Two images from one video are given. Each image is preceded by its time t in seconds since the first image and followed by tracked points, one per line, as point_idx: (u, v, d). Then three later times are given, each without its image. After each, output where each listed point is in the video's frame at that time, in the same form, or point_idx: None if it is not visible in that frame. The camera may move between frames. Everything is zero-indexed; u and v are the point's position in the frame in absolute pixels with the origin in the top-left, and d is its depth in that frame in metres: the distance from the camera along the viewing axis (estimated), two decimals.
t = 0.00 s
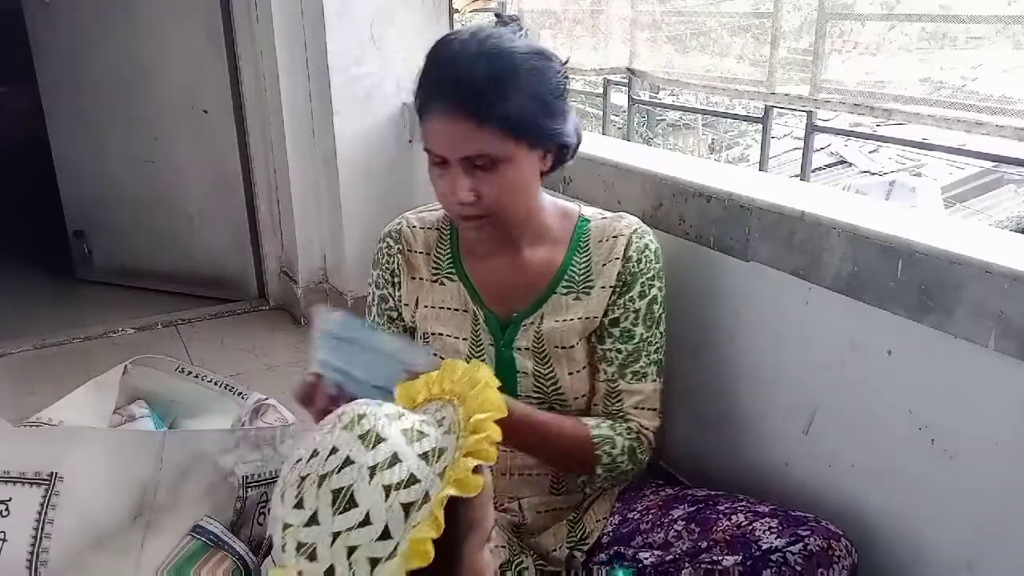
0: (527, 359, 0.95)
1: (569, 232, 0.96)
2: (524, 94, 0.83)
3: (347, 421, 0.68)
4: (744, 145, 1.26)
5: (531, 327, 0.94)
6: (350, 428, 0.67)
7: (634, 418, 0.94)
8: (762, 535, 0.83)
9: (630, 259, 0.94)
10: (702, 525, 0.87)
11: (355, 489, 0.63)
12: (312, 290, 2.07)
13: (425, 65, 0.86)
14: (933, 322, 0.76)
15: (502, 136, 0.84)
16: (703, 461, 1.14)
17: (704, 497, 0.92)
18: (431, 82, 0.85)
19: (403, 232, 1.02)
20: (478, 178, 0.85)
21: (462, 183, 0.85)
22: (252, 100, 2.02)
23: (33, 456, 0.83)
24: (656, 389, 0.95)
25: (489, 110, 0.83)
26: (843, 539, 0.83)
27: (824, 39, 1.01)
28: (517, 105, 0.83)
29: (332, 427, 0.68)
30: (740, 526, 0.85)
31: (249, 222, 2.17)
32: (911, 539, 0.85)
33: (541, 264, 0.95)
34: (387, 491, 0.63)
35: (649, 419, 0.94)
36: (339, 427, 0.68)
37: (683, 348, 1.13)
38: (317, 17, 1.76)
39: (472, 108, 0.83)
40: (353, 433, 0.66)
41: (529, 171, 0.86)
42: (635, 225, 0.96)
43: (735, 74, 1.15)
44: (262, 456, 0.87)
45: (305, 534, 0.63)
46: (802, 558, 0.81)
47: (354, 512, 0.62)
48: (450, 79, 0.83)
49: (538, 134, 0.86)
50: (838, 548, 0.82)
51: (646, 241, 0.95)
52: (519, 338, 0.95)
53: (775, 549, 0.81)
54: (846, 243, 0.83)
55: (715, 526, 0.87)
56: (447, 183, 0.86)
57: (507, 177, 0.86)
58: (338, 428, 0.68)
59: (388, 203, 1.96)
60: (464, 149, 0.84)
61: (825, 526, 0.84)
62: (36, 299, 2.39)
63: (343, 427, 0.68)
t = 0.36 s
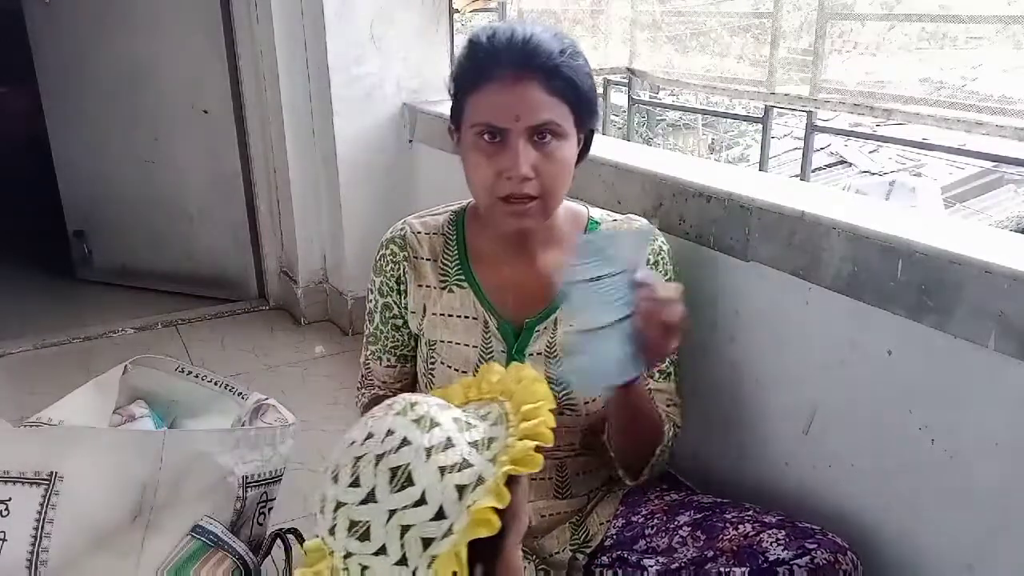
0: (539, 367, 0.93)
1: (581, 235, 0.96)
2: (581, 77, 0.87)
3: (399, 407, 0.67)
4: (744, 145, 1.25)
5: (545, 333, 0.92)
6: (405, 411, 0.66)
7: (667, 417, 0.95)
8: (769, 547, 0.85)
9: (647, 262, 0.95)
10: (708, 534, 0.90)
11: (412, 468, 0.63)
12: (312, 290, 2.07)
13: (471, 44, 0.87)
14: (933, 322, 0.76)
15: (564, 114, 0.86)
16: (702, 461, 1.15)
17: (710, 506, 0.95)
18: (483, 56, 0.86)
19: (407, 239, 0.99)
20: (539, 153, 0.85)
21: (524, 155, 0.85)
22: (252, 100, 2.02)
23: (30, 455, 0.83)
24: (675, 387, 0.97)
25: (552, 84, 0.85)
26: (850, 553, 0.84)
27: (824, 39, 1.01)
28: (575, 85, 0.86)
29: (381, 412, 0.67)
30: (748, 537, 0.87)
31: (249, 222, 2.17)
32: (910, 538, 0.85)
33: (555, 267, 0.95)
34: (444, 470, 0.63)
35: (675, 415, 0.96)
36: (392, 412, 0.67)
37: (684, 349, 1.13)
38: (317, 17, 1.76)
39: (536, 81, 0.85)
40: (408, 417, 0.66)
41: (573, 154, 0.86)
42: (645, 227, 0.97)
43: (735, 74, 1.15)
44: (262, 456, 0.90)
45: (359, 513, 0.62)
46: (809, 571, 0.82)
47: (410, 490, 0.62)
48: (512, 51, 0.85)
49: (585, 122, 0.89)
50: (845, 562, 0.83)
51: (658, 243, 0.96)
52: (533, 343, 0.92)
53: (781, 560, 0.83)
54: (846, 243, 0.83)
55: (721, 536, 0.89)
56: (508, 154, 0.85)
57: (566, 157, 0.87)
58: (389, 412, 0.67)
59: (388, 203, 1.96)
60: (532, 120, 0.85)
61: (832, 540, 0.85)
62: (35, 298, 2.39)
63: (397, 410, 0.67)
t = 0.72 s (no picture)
0: (537, 372, 0.92)
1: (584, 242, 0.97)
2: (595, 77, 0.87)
3: (388, 429, 0.68)
4: (744, 145, 1.24)
5: (543, 339, 0.91)
6: (395, 434, 0.67)
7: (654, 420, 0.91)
8: (771, 551, 0.85)
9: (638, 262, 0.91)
10: (709, 536, 0.90)
11: (406, 496, 0.63)
12: (312, 290, 2.07)
13: (487, 42, 0.88)
14: (933, 322, 0.76)
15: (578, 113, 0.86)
16: (702, 461, 1.15)
17: (713, 508, 0.95)
18: (497, 53, 0.86)
19: (410, 239, 0.99)
20: (549, 151, 0.85)
21: (535, 152, 0.84)
22: (251, 100, 2.02)
23: (31, 455, 0.83)
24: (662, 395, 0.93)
25: (566, 82, 0.85)
26: (852, 558, 0.84)
27: (824, 39, 1.01)
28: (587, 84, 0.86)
29: (368, 434, 0.68)
30: (749, 540, 0.87)
31: (249, 222, 2.17)
32: (911, 538, 0.85)
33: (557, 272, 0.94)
34: (438, 500, 0.64)
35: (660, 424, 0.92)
36: (381, 435, 0.67)
37: (684, 349, 1.13)
38: (317, 17, 1.76)
39: (550, 78, 0.85)
40: (399, 441, 0.66)
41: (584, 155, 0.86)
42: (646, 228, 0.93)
43: (735, 74, 1.14)
44: (262, 456, 0.91)
45: (349, 545, 0.62)
46: None
47: (404, 522, 0.63)
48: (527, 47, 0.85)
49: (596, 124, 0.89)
50: (847, 567, 0.82)
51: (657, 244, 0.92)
52: (530, 349, 0.91)
53: (784, 564, 0.83)
54: (845, 243, 0.83)
55: (723, 539, 0.89)
56: (518, 151, 0.85)
57: (576, 157, 0.86)
58: (376, 435, 0.67)
59: (388, 203, 1.96)
60: (545, 118, 0.85)
61: (835, 545, 0.85)
62: (35, 299, 2.39)
63: (386, 433, 0.67)
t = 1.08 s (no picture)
0: (532, 378, 0.91)
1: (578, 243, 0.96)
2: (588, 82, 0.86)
3: (370, 443, 0.69)
4: (744, 145, 1.23)
5: (538, 343, 0.90)
6: (376, 451, 0.69)
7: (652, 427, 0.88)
8: (770, 550, 0.86)
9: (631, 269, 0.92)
10: (708, 535, 0.92)
11: (382, 518, 0.66)
12: (312, 290, 2.07)
13: (479, 47, 0.88)
14: (933, 323, 0.76)
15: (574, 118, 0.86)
16: (703, 461, 1.15)
17: (713, 508, 0.97)
18: (489, 60, 0.86)
19: (403, 243, 0.99)
20: (542, 159, 0.85)
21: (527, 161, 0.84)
22: (251, 100, 2.02)
23: (29, 455, 0.82)
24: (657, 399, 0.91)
25: (557, 88, 0.85)
26: (852, 557, 0.84)
27: (824, 39, 1.01)
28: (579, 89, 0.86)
29: (351, 448, 0.70)
30: (749, 540, 0.89)
31: (249, 222, 2.17)
32: (911, 538, 0.85)
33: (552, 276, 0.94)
34: (415, 522, 0.66)
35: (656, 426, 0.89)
36: (363, 449, 0.69)
37: (684, 349, 1.13)
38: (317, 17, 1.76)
39: (542, 85, 0.84)
40: (380, 457, 0.68)
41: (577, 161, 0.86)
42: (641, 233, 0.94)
43: (735, 74, 1.14)
44: (263, 456, 0.91)
45: (324, 565, 0.65)
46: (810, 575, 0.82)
47: (379, 544, 0.65)
48: (518, 54, 0.85)
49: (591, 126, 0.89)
50: (847, 566, 0.83)
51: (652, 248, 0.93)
52: (524, 354, 0.90)
53: (783, 564, 0.84)
54: (846, 243, 0.83)
55: (722, 537, 0.91)
56: (509, 160, 0.85)
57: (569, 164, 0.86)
58: (357, 450, 0.69)
59: (388, 204, 1.96)
60: (538, 127, 0.84)
61: (835, 544, 0.85)
62: (35, 299, 2.39)
63: (366, 448, 0.69)
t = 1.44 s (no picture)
0: (540, 388, 0.91)
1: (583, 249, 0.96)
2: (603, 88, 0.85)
3: (334, 497, 0.62)
4: (744, 145, 1.25)
5: (546, 353, 0.90)
6: (346, 505, 0.61)
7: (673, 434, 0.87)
8: (778, 567, 0.85)
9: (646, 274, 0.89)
10: (714, 547, 0.92)
11: (386, 570, 0.61)
12: (312, 290, 2.07)
13: (491, 51, 0.85)
14: (933, 323, 0.76)
15: (589, 127, 0.85)
16: (704, 461, 1.15)
17: (720, 519, 0.97)
18: (501, 65, 0.84)
19: (407, 249, 0.98)
20: (558, 170, 0.83)
21: (543, 173, 0.83)
22: (252, 99, 2.02)
23: (30, 455, 0.83)
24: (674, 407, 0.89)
25: (573, 96, 0.83)
26: None
27: (824, 39, 1.01)
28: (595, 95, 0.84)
29: (314, 510, 0.62)
30: (756, 555, 0.88)
31: (249, 222, 2.17)
32: (911, 539, 0.85)
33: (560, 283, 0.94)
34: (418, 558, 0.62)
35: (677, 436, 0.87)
36: (330, 507, 0.61)
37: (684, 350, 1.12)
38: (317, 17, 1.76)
39: (558, 93, 0.83)
40: (354, 512, 0.61)
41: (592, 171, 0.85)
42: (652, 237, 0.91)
43: (735, 74, 1.14)
44: (262, 456, 0.91)
45: None
46: None
47: None
48: (534, 61, 0.83)
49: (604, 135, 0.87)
50: None
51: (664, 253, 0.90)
52: (532, 364, 0.90)
53: None
54: (846, 243, 0.83)
55: (729, 551, 0.91)
56: (524, 171, 0.83)
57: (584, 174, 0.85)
58: (325, 509, 0.61)
59: (388, 204, 1.96)
60: (555, 137, 0.83)
61: (843, 564, 0.84)
62: (35, 299, 2.39)
63: (333, 504, 0.61)
